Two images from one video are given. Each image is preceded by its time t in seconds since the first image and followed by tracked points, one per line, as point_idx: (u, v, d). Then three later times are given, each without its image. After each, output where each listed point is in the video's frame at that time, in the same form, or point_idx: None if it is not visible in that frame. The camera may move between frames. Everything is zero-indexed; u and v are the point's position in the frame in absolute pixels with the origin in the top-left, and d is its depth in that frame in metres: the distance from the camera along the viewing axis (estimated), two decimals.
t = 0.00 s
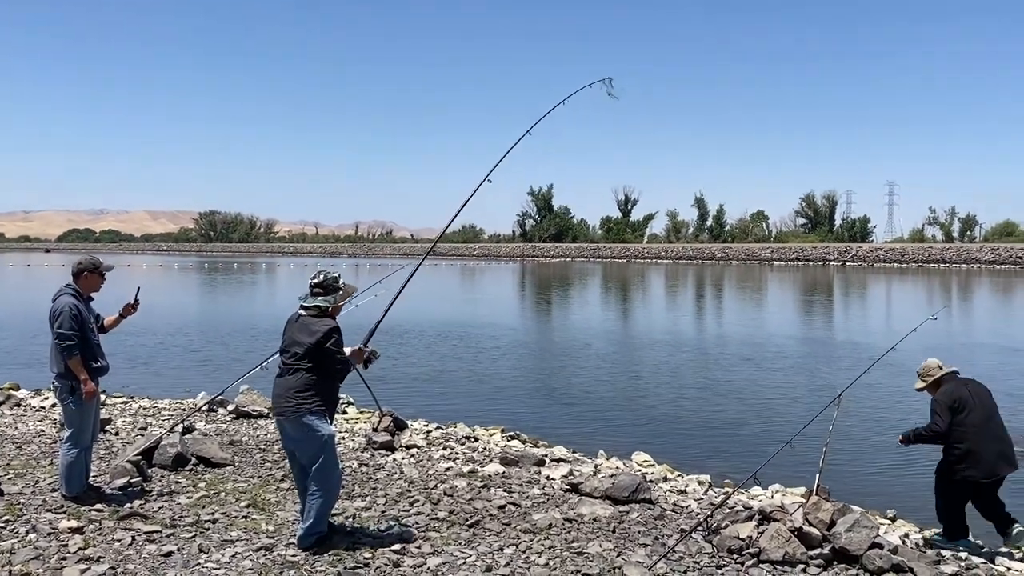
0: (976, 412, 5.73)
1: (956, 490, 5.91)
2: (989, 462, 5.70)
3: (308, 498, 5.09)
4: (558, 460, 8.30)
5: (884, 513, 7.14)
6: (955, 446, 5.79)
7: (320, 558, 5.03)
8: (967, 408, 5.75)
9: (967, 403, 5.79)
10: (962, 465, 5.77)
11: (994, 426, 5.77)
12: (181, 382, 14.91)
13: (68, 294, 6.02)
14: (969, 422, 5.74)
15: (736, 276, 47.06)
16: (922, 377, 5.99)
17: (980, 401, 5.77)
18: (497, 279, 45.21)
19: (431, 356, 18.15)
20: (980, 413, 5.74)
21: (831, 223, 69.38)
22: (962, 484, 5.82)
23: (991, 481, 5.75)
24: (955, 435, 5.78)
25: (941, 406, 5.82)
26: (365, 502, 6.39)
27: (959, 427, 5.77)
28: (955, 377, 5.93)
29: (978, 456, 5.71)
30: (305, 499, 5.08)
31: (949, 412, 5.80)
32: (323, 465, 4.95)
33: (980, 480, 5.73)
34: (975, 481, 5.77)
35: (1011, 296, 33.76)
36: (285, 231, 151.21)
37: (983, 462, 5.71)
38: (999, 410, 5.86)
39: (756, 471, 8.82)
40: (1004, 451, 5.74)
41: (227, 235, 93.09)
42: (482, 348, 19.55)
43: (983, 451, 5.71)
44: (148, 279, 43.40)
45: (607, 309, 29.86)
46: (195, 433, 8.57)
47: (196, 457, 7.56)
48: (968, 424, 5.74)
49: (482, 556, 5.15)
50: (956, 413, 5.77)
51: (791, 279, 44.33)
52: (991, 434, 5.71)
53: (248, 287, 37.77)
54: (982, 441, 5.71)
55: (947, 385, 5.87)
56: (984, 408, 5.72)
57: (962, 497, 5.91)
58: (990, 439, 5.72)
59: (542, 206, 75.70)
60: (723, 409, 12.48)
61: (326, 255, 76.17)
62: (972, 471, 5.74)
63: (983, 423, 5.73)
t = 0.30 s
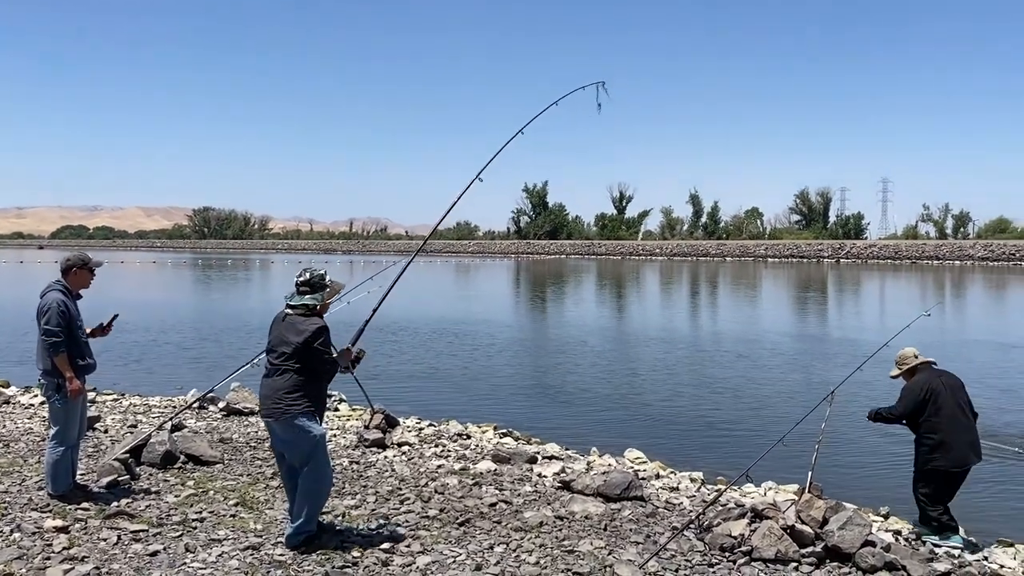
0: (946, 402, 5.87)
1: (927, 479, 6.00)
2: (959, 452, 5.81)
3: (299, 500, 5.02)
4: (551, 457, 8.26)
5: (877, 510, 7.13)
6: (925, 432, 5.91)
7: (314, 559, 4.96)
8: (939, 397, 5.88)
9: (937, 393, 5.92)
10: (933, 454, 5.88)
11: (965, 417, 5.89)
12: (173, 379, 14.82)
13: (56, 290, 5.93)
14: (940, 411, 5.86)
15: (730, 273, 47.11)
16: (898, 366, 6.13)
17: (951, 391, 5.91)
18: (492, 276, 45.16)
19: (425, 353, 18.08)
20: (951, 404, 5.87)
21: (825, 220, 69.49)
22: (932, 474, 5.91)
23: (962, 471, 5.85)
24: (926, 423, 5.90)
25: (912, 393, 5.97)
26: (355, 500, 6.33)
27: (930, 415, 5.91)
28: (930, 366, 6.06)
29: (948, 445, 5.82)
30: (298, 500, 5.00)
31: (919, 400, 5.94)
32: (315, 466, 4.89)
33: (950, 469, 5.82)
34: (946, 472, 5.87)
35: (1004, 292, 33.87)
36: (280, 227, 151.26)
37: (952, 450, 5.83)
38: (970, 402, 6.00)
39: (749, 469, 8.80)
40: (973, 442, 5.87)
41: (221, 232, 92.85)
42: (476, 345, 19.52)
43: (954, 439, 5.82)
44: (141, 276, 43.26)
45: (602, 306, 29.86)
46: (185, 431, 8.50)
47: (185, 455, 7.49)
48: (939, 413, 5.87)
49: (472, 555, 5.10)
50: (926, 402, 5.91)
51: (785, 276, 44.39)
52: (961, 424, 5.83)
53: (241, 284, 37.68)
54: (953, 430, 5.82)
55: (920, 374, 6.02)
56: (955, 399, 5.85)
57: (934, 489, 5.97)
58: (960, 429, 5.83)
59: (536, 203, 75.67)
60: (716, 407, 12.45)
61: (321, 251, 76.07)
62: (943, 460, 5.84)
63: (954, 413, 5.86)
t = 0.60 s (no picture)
0: (921, 397, 6.01)
1: (899, 469, 6.20)
2: (930, 445, 5.99)
3: (285, 498, 4.97)
4: (544, 455, 8.22)
5: (871, 508, 7.13)
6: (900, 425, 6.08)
7: (300, 556, 4.94)
8: (915, 392, 6.03)
9: (914, 388, 6.07)
10: (906, 446, 6.06)
11: (941, 411, 6.04)
12: (166, 377, 14.76)
13: (46, 286, 5.87)
14: (914, 406, 6.02)
15: (727, 269, 47.08)
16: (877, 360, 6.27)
17: (927, 387, 6.04)
18: (488, 272, 45.09)
19: (421, 349, 18.05)
20: (925, 398, 6.02)
21: (822, 217, 69.51)
22: (905, 464, 6.12)
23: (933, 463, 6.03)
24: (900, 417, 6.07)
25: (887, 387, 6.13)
26: (345, 499, 6.29)
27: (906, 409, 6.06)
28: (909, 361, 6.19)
29: (920, 439, 6.00)
30: (284, 498, 4.96)
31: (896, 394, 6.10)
32: (303, 465, 4.85)
33: (920, 461, 6.02)
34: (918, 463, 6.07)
35: (1000, 289, 33.90)
36: (277, 224, 151.06)
37: (924, 443, 6.00)
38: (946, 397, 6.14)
39: (743, 467, 8.77)
40: (946, 436, 6.02)
41: (218, 228, 92.62)
42: (472, 342, 19.49)
43: (927, 433, 5.98)
44: (137, 273, 43.14)
45: (598, 302, 29.82)
46: (176, 428, 8.45)
47: (175, 453, 7.43)
48: (913, 408, 6.02)
49: (462, 555, 5.06)
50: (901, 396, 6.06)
51: (782, 273, 44.39)
52: (935, 419, 5.97)
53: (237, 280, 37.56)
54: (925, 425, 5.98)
55: (898, 369, 6.17)
56: (931, 394, 6.00)
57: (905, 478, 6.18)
58: (933, 423, 5.98)
59: (533, 199, 75.56)
60: (712, 404, 12.41)
61: (318, 248, 76.01)
62: (915, 452, 6.03)
63: (929, 407, 6.01)
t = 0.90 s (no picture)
0: (890, 389, 6.40)
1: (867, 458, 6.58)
2: (895, 436, 6.37)
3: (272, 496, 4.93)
4: (539, 451, 8.21)
5: (865, 504, 7.11)
6: (869, 414, 6.47)
7: (289, 555, 4.89)
8: (884, 382, 6.42)
9: (884, 379, 6.45)
10: (872, 435, 6.46)
11: (908, 404, 6.42)
12: (163, 373, 14.73)
13: (38, 282, 5.84)
14: (883, 396, 6.41)
15: (725, 266, 47.04)
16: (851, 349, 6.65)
17: (897, 378, 6.44)
18: (487, 269, 45.05)
19: (419, 346, 18.02)
20: (895, 391, 6.41)
21: (821, 213, 69.49)
22: (872, 454, 6.50)
23: (898, 452, 6.41)
24: (870, 407, 6.46)
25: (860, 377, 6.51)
26: (339, 495, 6.28)
27: (876, 399, 6.45)
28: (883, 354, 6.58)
29: (885, 428, 6.39)
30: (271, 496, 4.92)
31: (867, 383, 6.47)
32: (289, 461, 4.82)
33: (886, 451, 6.40)
34: (882, 452, 6.45)
35: (999, 285, 33.92)
36: (275, 221, 150.91)
37: (889, 433, 6.39)
38: (914, 391, 6.53)
39: (740, 462, 8.76)
40: (912, 428, 6.40)
41: (216, 225, 92.45)
42: (469, 338, 19.47)
43: (891, 424, 6.38)
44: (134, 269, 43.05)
45: (597, 299, 29.82)
46: (171, 425, 8.43)
47: (170, 449, 7.41)
48: (882, 398, 6.42)
49: (454, 550, 5.05)
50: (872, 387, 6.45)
51: (781, 269, 44.37)
52: (901, 410, 6.37)
53: (235, 277, 37.50)
54: (891, 416, 6.38)
55: (871, 360, 6.56)
56: (899, 386, 6.38)
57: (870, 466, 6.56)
58: (899, 415, 6.37)
59: (532, 195, 75.48)
60: (709, 400, 12.40)
61: (316, 245, 75.94)
62: (880, 442, 6.42)
63: (897, 399, 6.40)
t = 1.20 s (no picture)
0: (862, 386, 6.59)
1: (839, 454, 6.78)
2: (866, 432, 6.57)
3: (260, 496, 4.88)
4: (536, 449, 8.18)
5: (862, 502, 7.09)
6: (841, 410, 6.64)
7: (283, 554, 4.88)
8: (859, 379, 6.59)
9: (858, 376, 6.62)
10: (843, 431, 6.65)
11: (880, 402, 6.61)
12: (161, 372, 14.70)
13: (29, 281, 5.80)
14: (854, 394, 6.59)
15: (724, 263, 47.03)
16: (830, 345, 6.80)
17: (869, 376, 6.61)
18: (486, 266, 45.06)
19: (418, 343, 17.99)
20: (867, 388, 6.59)
21: (820, 210, 69.48)
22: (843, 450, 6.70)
23: (867, 448, 6.62)
24: (842, 403, 6.64)
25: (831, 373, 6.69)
26: (334, 494, 6.25)
27: (846, 395, 6.64)
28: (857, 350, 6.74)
29: (855, 425, 6.58)
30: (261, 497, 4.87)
31: (841, 380, 6.64)
32: (276, 460, 4.78)
33: (856, 447, 6.60)
34: (854, 448, 6.64)
35: (998, 281, 33.90)
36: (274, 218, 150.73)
37: (860, 429, 6.58)
38: (886, 388, 6.71)
39: (737, 459, 8.74)
40: (883, 425, 6.59)
41: (215, 222, 92.38)
42: (468, 336, 19.45)
43: (863, 421, 6.56)
44: (132, 267, 43.00)
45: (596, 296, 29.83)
46: (166, 423, 8.40)
47: (165, 448, 7.38)
48: (853, 395, 6.60)
49: (449, 550, 5.02)
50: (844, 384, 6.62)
51: (780, 265, 44.37)
52: (872, 407, 6.55)
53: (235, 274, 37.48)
54: (862, 413, 6.56)
55: (847, 357, 6.71)
56: (871, 383, 6.57)
57: (841, 461, 6.77)
58: (870, 412, 6.56)
59: (530, 192, 75.43)
60: (707, 398, 12.38)
61: (315, 242, 75.86)
62: (851, 438, 6.62)
63: (867, 396, 6.58)
